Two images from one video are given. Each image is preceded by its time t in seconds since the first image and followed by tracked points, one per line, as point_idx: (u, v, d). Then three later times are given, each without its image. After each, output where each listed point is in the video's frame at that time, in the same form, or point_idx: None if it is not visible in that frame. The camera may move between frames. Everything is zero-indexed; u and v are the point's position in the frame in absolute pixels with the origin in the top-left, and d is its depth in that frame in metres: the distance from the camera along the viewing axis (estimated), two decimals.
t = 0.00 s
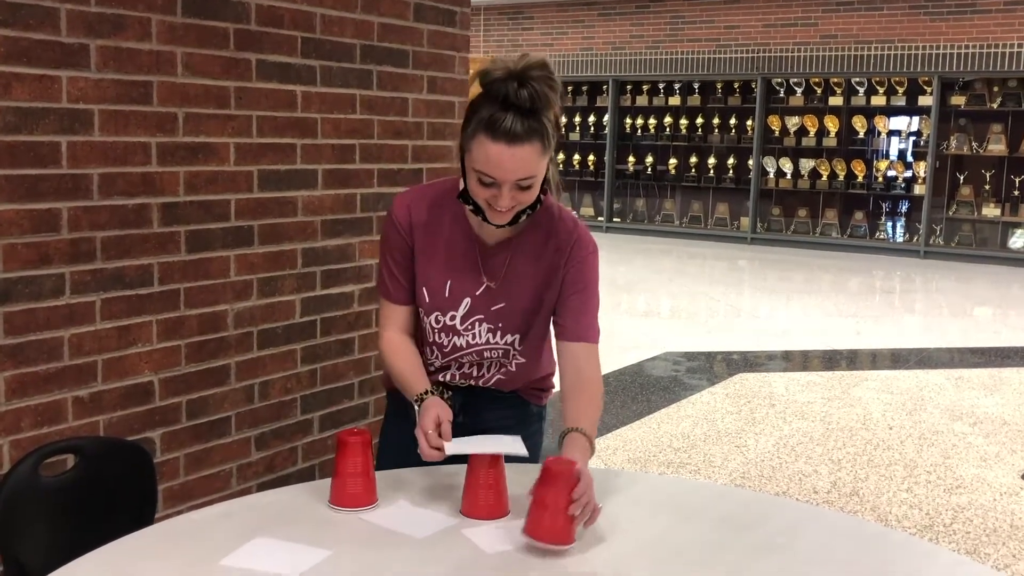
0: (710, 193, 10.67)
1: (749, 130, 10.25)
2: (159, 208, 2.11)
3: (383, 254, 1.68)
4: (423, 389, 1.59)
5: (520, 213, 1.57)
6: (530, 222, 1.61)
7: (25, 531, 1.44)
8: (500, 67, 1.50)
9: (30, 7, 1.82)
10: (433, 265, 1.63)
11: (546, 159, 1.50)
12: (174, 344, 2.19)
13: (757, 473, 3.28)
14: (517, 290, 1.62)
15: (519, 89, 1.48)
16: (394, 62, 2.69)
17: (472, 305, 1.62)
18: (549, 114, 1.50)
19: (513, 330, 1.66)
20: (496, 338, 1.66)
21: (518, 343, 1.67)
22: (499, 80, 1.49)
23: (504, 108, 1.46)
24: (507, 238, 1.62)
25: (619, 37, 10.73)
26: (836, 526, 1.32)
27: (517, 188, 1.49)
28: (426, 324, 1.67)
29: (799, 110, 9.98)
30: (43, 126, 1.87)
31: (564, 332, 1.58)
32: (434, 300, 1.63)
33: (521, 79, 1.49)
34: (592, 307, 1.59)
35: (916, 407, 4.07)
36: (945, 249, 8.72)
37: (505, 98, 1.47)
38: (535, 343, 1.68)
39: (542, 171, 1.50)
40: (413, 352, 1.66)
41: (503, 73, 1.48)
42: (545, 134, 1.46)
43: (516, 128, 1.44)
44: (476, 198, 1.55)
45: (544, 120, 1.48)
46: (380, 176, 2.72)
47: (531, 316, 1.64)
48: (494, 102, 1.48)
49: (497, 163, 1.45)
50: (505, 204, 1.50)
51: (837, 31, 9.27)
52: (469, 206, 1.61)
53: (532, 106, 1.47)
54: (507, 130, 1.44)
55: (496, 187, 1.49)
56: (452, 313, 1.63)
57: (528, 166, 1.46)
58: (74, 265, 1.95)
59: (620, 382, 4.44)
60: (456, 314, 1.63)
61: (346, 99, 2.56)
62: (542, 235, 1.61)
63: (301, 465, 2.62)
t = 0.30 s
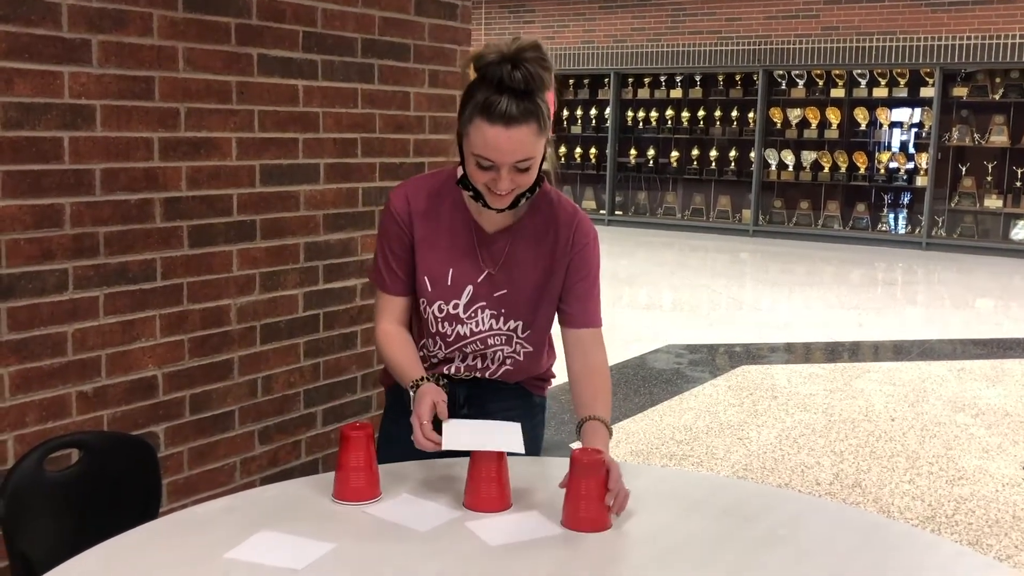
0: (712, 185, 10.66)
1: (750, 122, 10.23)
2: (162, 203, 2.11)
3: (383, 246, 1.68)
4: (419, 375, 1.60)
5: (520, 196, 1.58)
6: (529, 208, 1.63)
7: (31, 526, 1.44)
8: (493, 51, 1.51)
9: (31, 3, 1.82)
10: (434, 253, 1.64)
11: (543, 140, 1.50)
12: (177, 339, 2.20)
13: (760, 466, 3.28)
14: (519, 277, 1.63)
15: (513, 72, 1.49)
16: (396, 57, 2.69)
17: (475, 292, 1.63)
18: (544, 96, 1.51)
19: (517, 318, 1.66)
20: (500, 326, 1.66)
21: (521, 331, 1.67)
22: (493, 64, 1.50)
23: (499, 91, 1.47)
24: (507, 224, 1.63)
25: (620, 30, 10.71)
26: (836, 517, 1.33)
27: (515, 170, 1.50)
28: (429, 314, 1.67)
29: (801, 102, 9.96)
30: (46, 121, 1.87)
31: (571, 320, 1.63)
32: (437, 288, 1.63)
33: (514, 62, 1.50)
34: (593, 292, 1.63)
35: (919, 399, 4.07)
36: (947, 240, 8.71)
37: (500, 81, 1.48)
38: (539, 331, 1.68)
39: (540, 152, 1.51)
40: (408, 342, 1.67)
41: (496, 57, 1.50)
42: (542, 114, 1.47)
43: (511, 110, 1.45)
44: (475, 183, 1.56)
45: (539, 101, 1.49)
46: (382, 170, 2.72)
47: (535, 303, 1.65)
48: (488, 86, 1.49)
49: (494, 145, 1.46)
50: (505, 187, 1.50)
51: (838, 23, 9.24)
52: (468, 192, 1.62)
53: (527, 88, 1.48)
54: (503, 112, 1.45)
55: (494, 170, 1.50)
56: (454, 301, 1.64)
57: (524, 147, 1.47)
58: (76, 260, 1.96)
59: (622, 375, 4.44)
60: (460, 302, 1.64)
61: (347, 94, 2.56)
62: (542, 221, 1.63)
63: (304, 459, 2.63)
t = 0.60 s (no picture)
0: (715, 172, 10.63)
1: (753, 108, 10.19)
2: (164, 195, 2.11)
3: (380, 238, 1.66)
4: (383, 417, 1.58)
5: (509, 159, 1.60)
6: (522, 179, 1.66)
7: (39, 517, 1.46)
8: (462, 17, 1.53)
9: None
10: (436, 233, 1.64)
11: (523, 97, 1.52)
12: (182, 330, 2.20)
13: (764, 452, 3.29)
14: (523, 245, 1.65)
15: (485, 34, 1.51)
16: (396, 46, 2.68)
17: (482, 265, 1.65)
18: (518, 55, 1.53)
19: (526, 288, 1.67)
20: (511, 297, 1.67)
21: (533, 302, 1.68)
22: (463, 29, 1.52)
23: (474, 53, 1.49)
24: (503, 197, 1.66)
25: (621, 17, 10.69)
26: (838, 502, 1.33)
27: (500, 131, 1.52)
28: (439, 297, 1.66)
29: (803, 88, 9.92)
30: (47, 115, 1.87)
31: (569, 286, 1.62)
32: (444, 267, 1.64)
33: (486, 23, 1.52)
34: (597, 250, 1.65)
35: (923, 384, 4.07)
36: (951, 225, 8.69)
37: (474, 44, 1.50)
38: (550, 299, 1.69)
39: (522, 111, 1.53)
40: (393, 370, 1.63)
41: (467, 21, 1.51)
42: (519, 72, 1.49)
43: (488, 70, 1.47)
44: (464, 153, 1.59)
45: (514, 59, 1.51)
46: (384, 161, 2.72)
47: (542, 270, 1.66)
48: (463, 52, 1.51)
49: (475, 107, 1.48)
50: (491, 149, 1.52)
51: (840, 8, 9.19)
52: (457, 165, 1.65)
53: (499, 48, 1.50)
54: (479, 73, 1.47)
55: (479, 133, 1.51)
56: (463, 278, 1.65)
57: (505, 106, 1.49)
58: (79, 253, 1.96)
59: (626, 363, 4.45)
60: (468, 277, 1.65)
61: (348, 83, 2.56)
62: (538, 190, 1.66)
63: (310, 449, 2.64)
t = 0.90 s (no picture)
0: (713, 169, 10.63)
1: (750, 105, 10.19)
2: (161, 190, 2.11)
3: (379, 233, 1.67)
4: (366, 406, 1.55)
5: (514, 174, 1.58)
6: (523, 192, 1.63)
7: (35, 513, 1.45)
8: (481, 23, 1.50)
9: None
10: (432, 239, 1.64)
11: (534, 111, 1.51)
12: (179, 326, 2.20)
13: (761, 448, 3.29)
14: (517, 259, 1.63)
15: (502, 42, 1.49)
16: (393, 42, 2.68)
17: (473, 275, 1.64)
18: (533, 67, 1.51)
19: (514, 302, 1.67)
20: (498, 310, 1.67)
21: (519, 316, 1.68)
22: (481, 35, 1.50)
23: (487, 62, 1.48)
24: (502, 208, 1.64)
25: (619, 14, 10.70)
26: (836, 498, 1.33)
27: (506, 143, 1.50)
28: (429, 300, 1.67)
29: (801, 85, 9.93)
30: (42, 110, 1.86)
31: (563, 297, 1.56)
32: (436, 273, 1.64)
33: (504, 32, 1.50)
34: (592, 270, 1.57)
35: (920, 380, 4.08)
36: (947, 222, 8.69)
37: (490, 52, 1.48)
38: (539, 313, 1.68)
39: (531, 125, 1.51)
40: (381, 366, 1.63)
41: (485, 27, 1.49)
42: (531, 85, 1.47)
43: (501, 80, 1.46)
44: (468, 160, 1.57)
45: (529, 72, 1.49)
46: (381, 157, 2.72)
47: (532, 285, 1.65)
48: (478, 58, 1.49)
49: (485, 117, 1.47)
50: (495, 161, 1.51)
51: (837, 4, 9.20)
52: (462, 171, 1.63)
53: (514, 58, 1.48)
54: (492, 83, 1.45)
55: (486, 143, 1.50)
56: (452, 287, 1.64)
57: (515, 118, 1.47)
58: (76, 249, 1.95)
59: (623, 359, 4.46)
60: (459, 286, 1.64)
61: (345, 79, 2.55)
62: (537, 203, 1.63)
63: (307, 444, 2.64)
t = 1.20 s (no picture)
0: (711, 175, 10.65)
1: (750, 112, 10.21)
2: (160, 191, 2.11)
3: (364, 229, 1.68)
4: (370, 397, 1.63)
5: (492, 145, 1.64)
6: (500, 169, 1.69)
7: (30, 513, 1.45)
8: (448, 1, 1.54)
9: None
10: (416, 224, 1.65)
11: (507, 81, 1.56)
12: (177, 327, 2.20)
13: (758, 454, 3.29)
14: (504, 232, 1.66)
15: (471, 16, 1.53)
16: (393, 45, 2.68)
17: (463, 254, 1.65)
18: (502, 39, 1.55)
19: (507, 276, 1.67)
20: (492, 288, 1.67)
21: (514, 290, 1.67)
22: (449, 12, 1.53)
23: (458, 37, 1.52)
24: (483, 185, 1.68)
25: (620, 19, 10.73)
26: (833, 505, 1.33)
27: (483, 114, 1.56)
28: (419, 285, 1.66)
29: (800, 92, 9.95)
30: (42, 110, 1.86)
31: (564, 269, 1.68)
32: (424, 256, 1.64)
33: (472, 6, 1.54)
34: (581, 234, 1.68)
35: (916, 388, 4.08)
36: (945, 230, 8.70)
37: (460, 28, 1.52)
38: (533, 286, 1.68)
39: (505, 94, 1.56)
40: (382, 360, 1.70)
41: (453, 4, 1.53)
42: (502, 55, 1.52)
43: (473, 53, 1.50)
44: (445, 135, 1.61)
45: (498, 44, 1.54)
46: (380, 159, 2.72)
47: (523, 256, 1.67)
48: (448, 34, 1.53)
49: (460, 91, 1.52)
50: (475, 131, 1.56)
51: (837, 12, 9.23)
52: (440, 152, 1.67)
53: (485, 31, 1.52)
54: (465, 56, 1.50)
55: (463, 115, 1.55)
56: (442, 267, 1.65)
57: (490, 89, 1.52)
58: (75, 249, 1.95)
59: (620, 364, 4.46)
60: (449, 266, 1.65)
61: (345, 82, 2.55)
62: (517, 178, 1.68)
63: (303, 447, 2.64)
